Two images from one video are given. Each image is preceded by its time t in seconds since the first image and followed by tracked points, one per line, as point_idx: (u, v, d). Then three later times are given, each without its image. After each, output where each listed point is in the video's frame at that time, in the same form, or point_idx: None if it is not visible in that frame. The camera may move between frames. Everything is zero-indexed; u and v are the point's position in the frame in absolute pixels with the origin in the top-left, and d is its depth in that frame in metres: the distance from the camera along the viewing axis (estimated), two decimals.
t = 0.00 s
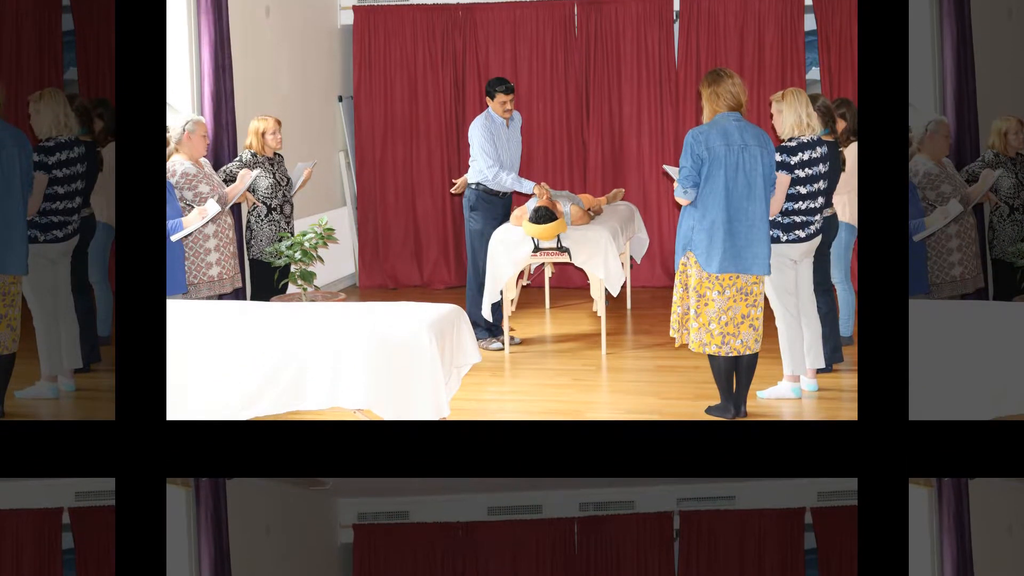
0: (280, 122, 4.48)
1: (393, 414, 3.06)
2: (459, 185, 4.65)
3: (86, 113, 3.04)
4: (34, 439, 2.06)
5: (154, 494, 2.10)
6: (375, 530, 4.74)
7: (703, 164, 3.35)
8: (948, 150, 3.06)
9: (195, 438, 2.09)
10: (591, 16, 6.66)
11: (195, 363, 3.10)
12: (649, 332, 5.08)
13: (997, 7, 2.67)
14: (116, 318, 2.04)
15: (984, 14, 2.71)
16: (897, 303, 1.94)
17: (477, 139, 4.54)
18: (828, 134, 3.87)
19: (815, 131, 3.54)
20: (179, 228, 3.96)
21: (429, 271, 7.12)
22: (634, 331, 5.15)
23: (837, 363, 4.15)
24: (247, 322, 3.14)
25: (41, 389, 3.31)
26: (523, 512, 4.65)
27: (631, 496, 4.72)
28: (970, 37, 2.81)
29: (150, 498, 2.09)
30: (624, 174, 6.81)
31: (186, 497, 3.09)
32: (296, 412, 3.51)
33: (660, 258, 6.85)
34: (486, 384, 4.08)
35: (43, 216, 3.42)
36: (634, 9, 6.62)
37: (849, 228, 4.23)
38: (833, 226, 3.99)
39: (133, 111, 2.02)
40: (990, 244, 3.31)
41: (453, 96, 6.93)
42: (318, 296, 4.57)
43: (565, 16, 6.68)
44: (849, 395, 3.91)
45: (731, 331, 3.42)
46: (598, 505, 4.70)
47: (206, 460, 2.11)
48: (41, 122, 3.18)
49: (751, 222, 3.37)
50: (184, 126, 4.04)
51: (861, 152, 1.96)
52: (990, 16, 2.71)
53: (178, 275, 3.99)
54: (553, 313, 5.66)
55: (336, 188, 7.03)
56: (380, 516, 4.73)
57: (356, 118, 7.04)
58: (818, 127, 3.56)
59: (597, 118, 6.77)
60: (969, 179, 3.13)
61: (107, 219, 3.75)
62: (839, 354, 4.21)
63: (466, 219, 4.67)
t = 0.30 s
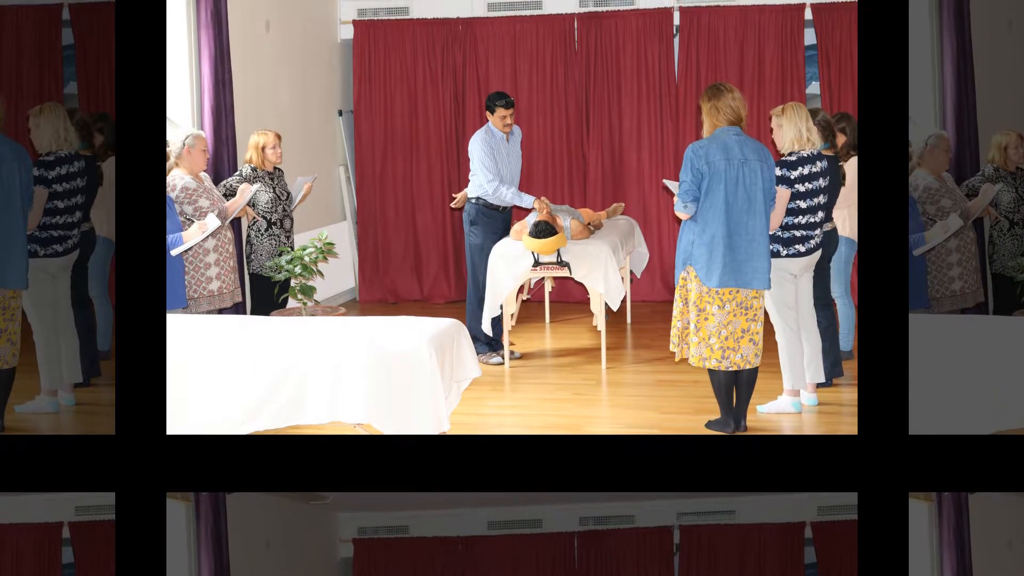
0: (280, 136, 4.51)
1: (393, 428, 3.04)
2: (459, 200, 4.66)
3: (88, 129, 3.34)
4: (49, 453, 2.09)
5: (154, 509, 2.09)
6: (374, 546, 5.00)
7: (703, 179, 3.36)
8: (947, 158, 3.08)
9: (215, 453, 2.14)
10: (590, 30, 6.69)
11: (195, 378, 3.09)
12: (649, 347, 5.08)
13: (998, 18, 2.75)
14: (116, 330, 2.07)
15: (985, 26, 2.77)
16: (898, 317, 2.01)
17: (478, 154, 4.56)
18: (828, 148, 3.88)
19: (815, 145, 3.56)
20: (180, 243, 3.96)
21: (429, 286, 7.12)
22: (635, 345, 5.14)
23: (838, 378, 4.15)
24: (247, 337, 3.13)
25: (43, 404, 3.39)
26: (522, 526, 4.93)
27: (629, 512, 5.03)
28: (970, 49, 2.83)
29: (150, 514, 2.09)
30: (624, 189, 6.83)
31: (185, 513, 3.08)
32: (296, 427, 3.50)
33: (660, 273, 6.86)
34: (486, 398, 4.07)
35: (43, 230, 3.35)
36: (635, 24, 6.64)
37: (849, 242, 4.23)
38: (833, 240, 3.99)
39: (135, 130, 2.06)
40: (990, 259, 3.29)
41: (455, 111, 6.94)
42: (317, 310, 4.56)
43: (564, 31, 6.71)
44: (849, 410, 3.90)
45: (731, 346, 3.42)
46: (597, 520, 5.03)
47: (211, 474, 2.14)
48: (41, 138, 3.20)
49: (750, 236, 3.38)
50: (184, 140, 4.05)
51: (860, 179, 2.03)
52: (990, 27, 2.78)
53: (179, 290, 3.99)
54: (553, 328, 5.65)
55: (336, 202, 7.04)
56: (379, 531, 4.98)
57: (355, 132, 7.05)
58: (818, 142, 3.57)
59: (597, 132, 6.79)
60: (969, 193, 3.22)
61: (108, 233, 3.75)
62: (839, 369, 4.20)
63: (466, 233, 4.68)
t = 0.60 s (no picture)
0: (279, 151, 4.53)
1: (393, 443, 3.04)
2: (459, 214, 4.67)
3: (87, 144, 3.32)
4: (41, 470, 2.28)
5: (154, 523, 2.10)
6: (378, 562, 3.68)
7: (702, 194, 3.37)
8: (946, 175, 3.05)
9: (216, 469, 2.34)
10: (590, 45, 6.71)
11: (193, 392, 3.07)
12: (649, 361, 5.07)
13: (997, 33, 2.79)
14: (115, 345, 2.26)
15: (984, 41, 2.81)
16: (894, 323, 2.14)
17: (479, 169, 4.57)
18: (828, 163, 3.90)
19: (814, 160, 3.57)
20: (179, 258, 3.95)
21: (429, 300, 7.12)
22: (635, 360, 5.14)
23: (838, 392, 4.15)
24: (246, 352, 3.12)
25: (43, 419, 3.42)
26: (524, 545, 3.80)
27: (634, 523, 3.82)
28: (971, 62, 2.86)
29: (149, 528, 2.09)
30: (624, 203, 6.84)
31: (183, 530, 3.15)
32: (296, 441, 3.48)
33: (660, 287, 6.87)
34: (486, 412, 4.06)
35: (43, 245, 3.35)
36: (635, 38, 6.66)
37: (849, 257, 4.24)
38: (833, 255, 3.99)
39: (133, 145, 2.26)
40: (989, 273, 3.21)
41: (455, 125, 6.97)
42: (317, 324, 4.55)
43: (564, 45, 6.74)
44: (849, 424, 3.90)
45: (731, 360, 3.42)
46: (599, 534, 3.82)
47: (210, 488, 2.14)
48: (41, 151, 3.22)
49: (751, 250, 3.38)
50: (184, 155, 4.06)
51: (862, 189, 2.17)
52: (989, 44, 2.81)
53: (179, 305, 3.99)
54: (553, 342, 5.65)
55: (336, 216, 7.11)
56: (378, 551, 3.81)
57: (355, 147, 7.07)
58: (818, 157, 3.59)
59: (597, 147, 6.80)
60: (967, 208, 3.17)
61: (107, 247, 3.65)
62: (839, 383, 4.20)
63: (466, 248, 4.69)
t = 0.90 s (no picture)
0: (279, 166, 4.54)
1: (393, 458, 3.03)
2: (460, 228, 4.68)
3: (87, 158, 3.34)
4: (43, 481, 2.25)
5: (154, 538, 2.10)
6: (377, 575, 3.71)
7: (702, 208, 3.37)
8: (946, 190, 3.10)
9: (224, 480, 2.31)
10: (590, 60, 6.73)
11: (193, 405, 3.07)
12: (650, 376, 5.07)
13: (997, 48, 2.82)
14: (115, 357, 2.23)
15: (985, 56, 2.83)
16: (895, 337, 2.13)
17: (478, 184, 4.57)
18: (828, 176, 3.91)
19: (814, 175, 3.58)
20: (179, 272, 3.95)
21: (428, 315, 7.13)
22: (635, 374, 5.14)
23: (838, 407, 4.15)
24: (245, 365, 3.11)
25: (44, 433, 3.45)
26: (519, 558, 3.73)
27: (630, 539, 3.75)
28: (970, 76, 2.87)
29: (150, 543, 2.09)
30: (624, 218, 6.86)
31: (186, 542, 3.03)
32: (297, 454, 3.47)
33: (660, 301, 6.88)
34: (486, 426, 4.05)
35: (43, 259, 3.32)
36: (635, 53, 6.68)
37: (849, 271, 4.24)
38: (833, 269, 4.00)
39: (133, 162, 2.23)
40: (990, 287, 3.25)
41: (456, 139, 6.99)
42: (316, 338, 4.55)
43: (564, 59, 6.75)
44: (849, 439, 3.90)
45: (731, 375, 3.43)
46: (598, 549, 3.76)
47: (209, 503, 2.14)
48: (41, 166, 3.27)
49: (751, 264, 3.38)
50: (184, 169, 4.06)
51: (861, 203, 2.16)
52: (990, 58, 2.84)
53: (178, 320, 3.99)
54: (553, 357, 5.65)
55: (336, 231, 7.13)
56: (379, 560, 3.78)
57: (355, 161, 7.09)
58: (817, 171, 3.60)
59: (597, 161, 6.82)
60: (968, 221, 3.19)
61: (106, 262, 3.65)
62: (839, 398, 4.20)
63: (466, 262, 4.69)
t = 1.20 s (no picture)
0: (279, 180, 4.55)
1: (394, 474, 3.02)
2: (460, 242, 4.69)
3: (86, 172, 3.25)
4: (45, 496, 2.57)
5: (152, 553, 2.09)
6: None
7: (702, 223, 3.38)
8: (946, 205, 3.11)
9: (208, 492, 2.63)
10: (590, 75, 6.76)
11: (194, 419, 3.06)
12: (650, 390, 5.07)
13: (997, 63, 3.01)
14: (116, 372, 2.58)
15: (985, 69, 3.01)
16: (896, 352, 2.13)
17: (479, 198, 4.58)
18: (828, 191, 3.92)
19: (814, 189, 3.59)
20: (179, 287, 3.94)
21: (429, 329, 7.13)
22: (635, 388, 5.13)
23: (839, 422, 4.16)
24: (245, 379, 3.11)
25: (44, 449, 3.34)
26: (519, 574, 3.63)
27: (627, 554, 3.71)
28: (970, 91, 3.04)
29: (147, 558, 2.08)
30: (624, 232, 6.87)
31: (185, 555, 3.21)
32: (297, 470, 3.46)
33: (660, 315, 6.89)
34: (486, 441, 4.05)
35: (43, 273, 3.35)
36: (635, 67, 6.70)
37: (849, 285, 4.25)
38: (832, 284, 4.01)
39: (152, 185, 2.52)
40: (990, 302, 3.30)
41: (455, 153, 7.01)
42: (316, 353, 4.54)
43: (565, 74, 6.78)
44: (849, 453, 3.90)
45: (730, 389, 3.42)
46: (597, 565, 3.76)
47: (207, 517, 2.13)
48: (41, 180, 3.26)
49: (751, 279, 3.38)
50: (185, 184, 4.08)
51: (863, 190, 2.51)
52: (990, 71, 3.03)
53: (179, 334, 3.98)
54: (553, 371, 5.65)
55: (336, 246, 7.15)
56: None
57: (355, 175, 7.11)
58: (817, 186, 3.61)
59: (597, 176, 6.84)
60: (967, 237, 3.23)
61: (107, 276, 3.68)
62: (839, 412, 4.21)
63: (466, 276, 4.70)
